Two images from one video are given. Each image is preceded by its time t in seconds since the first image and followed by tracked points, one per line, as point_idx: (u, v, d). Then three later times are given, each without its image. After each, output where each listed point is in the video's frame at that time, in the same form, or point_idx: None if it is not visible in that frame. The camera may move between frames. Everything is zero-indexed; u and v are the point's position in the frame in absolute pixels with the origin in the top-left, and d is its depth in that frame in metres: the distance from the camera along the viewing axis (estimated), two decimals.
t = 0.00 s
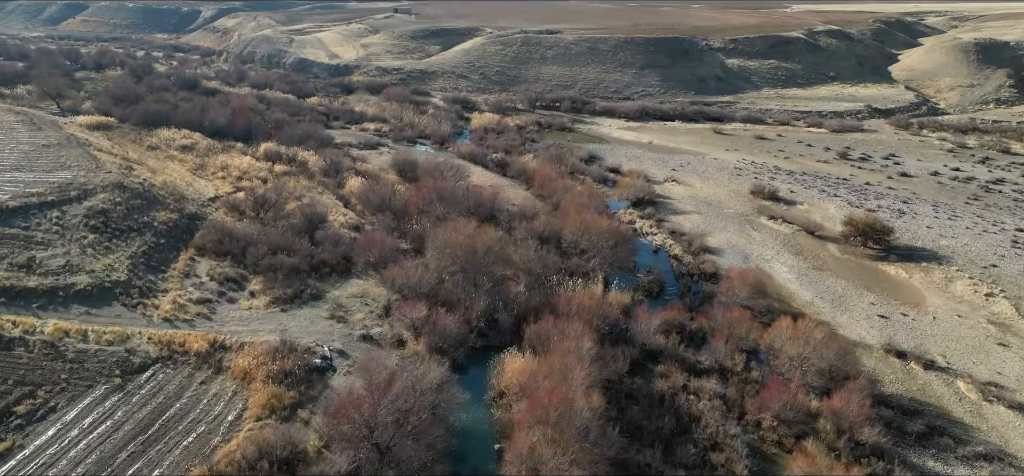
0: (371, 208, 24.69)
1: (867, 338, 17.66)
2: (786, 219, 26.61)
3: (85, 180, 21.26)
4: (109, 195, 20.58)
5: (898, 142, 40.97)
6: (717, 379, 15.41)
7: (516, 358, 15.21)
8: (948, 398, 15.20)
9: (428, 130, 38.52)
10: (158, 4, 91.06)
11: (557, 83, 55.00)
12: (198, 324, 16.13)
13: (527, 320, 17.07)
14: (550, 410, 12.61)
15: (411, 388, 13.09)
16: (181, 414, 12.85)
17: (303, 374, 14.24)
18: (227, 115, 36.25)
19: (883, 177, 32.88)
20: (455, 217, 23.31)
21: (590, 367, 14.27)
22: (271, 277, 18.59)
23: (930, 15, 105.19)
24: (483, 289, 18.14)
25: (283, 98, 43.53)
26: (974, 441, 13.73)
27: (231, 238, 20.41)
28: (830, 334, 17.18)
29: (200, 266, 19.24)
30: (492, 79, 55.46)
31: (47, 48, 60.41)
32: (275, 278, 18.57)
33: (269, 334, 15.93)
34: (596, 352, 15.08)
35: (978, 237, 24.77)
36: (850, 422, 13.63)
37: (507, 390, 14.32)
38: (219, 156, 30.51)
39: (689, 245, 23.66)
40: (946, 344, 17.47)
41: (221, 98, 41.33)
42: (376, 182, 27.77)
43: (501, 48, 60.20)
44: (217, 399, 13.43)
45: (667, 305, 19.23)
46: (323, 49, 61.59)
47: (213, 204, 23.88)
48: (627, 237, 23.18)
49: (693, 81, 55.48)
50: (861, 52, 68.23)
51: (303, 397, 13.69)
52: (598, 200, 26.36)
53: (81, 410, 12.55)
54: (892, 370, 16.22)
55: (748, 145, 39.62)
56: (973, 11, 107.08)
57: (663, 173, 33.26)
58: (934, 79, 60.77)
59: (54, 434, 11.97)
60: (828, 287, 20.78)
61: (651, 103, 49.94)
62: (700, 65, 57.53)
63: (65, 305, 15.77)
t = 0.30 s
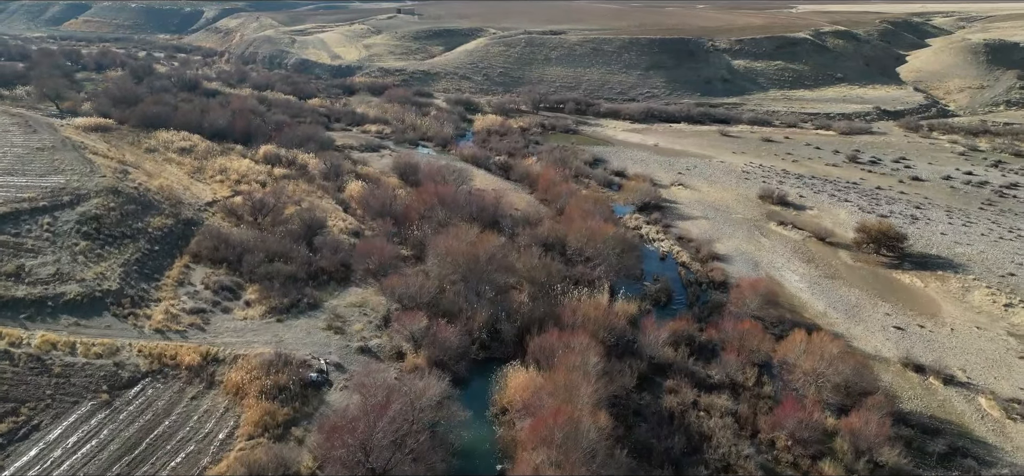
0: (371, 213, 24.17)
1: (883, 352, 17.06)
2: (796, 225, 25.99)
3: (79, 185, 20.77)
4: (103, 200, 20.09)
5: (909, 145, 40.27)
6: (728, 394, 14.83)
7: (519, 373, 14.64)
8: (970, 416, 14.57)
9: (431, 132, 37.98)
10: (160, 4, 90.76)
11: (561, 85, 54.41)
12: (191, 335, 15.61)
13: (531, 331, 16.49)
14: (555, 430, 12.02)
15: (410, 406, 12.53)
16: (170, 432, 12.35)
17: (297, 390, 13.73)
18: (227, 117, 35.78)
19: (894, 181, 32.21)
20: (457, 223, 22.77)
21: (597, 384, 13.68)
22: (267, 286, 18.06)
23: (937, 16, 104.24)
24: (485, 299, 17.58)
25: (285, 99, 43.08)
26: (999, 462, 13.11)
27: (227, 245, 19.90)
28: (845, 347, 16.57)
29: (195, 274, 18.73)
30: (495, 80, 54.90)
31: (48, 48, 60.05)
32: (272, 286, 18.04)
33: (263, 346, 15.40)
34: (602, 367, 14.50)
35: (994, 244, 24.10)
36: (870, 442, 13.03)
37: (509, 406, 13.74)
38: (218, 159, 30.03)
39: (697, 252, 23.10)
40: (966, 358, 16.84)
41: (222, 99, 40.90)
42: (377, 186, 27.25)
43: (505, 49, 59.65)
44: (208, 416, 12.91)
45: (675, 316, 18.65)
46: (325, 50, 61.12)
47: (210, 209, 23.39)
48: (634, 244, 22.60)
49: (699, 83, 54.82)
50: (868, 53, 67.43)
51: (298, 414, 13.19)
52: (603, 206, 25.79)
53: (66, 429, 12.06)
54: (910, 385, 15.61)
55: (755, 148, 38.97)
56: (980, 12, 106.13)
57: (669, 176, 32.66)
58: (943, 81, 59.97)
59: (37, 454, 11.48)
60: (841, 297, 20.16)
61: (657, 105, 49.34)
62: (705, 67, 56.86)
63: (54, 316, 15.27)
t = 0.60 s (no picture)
0: (371, 218, 23.64)
1: (900, 366, 16.43)
2: (807, 231, 25.36)
3: (72, 189, 20.28)
4: (96, 205, 19.59)
5: (919, 148, 39.54)
6: (740, 411, 14.24)
7: (522, 388, 14.07)
8: (993, 435, 13.94)
9: (433, 134, 37.46)
10: (163, 4, 90.44)
11: (565, 86, 53.83)
12: (182, 347, 15.09)
13: (534, 343, 15.93)
14: (560, 452, 11.44)
15: (408, 428, 12.10)
16: (157, 452, 11.86)
17: (292, 406, 13.21)
18: (227, 118, 35.30)
19: (906, 185, 31.53)
20: (459, 229, 22.23)
21: (604, 402, 13.16)
22: (263, 294, 17.51)
23: (944, 16, 103.23)
24: (487, 310, 17.03)
25: (285, 101, 42.60)
26: None
27: (223, 252, 19.38)
28: (861, 361, 15.93)
29: (189, 282, 18.21)
30: (499, 81, 54.34)
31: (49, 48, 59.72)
32: (267, 295, 17.50)
33: (257, 359, 14.87)
34: (609, 383, 13.97)
35: (1011, 251, 23.41)
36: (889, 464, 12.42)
37: (512, 425, 13.17)
38: (217, 162, 29.55)
39: (705, 259, 22.52)
40: (986, 372, 16.21)
41: (222, 100, 40.43)
42: (378, 190, 26.74)
43: (508, 49, 59.10)
44: (197, 434, 12.39)
45: (683, 326, 18.07)
46: (327, 51, 60.64)
47: (207, 214, 22.89)
48: (640, 250, 22.02)
49: (705, 84, 54.15)
50: (876, 54, 66.64)
51: (292, 432, 12.66)
52: (609, 211, 25.19)
53: (49, 448, 11.60)
54: (930, 402, 14.98)
55: (763, 150, 38.33)
56: (989, 12, 105.06)
57: (675, 180, 32.05)
58: (953, 82, 59.15)
59: None
60: (854, 307, 19.54)
61: (662, 107, 48.70)
62: (711, 67, 56.18)
63: (41, 326, 14.78)
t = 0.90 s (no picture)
0: (371, 223, 23.10)
1: (919, 381, 15.81)
2: (818, 238, 24.74)
3: (64, 194, 19.79)
4: (89, 211, 19.08)
5: (930, 152, 38.82)
6: (753, 430, 13.64)
7: (526, 405, 13.50)
8: (1019, 455, 13.31)
9: (435, 136, 36.93)
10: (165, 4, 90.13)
11: (569, 87, 53.23)
12: (173, 359, 14.56)
13: (538, 356, 15.35)
14: None
15: (406, 452, 11.64)
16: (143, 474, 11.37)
17: (285, 424, 12.69)
18: (227, 120, 34.83)
19: (918, 190, 30.85)
20: (461, 236, 21.69)
21: (612, 422, 12.63)
22: (258, 304, 16.96)
23: (952, 16, 102.12)
24: (490, 321, 16.47)
25: (287, 102, 42.14)
26: None
27: (219, 259, 18.86)
28: (878, 376, 15.32)
29: (183, 290, 17.68)
30: (502, 82, 53.79)
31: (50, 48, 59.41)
32: (263, 305, 16.94)
33: (251, 373, 14.34)
34: (617, 401, 13.43)
35: None
36: None
37: (516, 444, 12.61)
38: (215, 165, 29.06)
39: (714, 267, 21.93)
40: (1009, 388, 15.56)
41: (222, 102, 40.00)
42: (379, 194, 26.22)
43: (512, 50, 58.52)
44: (186, 455, 11.89)
45: (693, 338, 17.48)
46: (329, 51, 60.18)
47: (204, 218, 22.39)
48: (647, 258, 21.41)
49: (711, 85, 53.48)
50: (884, 55, 65.82)
51: (285, 451, 12.17)
52: (614, 216, 24.60)
53: (31, 471, 11.11)
54: (952, 420, 14.35)
55: (771, 153, 37.67)
56: (997, 12, 103.90)
57: (682, 184, 31.45)
58: (963, 83, 58.31)
59: None
60: (869, 317, 18.92)
61: (667, 108, 48.08)
62: (717, 68, 55.48)
63: (28, 338, 14.28)
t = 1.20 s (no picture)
0: (371, 228, 22.58)
1: (938, 398, 15.18)
2: (829, 244, 24.12)
3: (57, 199, 19.33)
4: (81, 217, 18.60)
5: (942, 155, 38.10)
6: (767, 450, 13.05)
7: (530, 423, 12.95)
8: None
9: (438, 139, 36.42)
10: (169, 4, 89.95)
11: (573, 89, 52.64)
12: (164, 373, 14.04)
13: (542, 369, 14.81)
14: None
15: (403, 473, 11.14)
16: None
17: (278, 443, 12.17)
18: (226, 123, 34.37)
19: (930, 194, 30.17)
20: (463, 243, 21.16)
21: (619, 444, 12.10)
22: (253, 314, 16.43)
23: (959, 17, 101.07)
24: (491, 332, 15.92)
25: (288, 103, 41.69)
26: None
27: (214, 266, 18.35)
28: (897, 393, 14.71)
29: (177, 299, 17.17)
30: (506, 84, 53.24)
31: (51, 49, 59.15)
32: (258, 315, 16.41)
33: (244, 387, 13.81)
34: (624, 420, 12.89)
35: None
36: None
37: (518, 465, 12.07)
38: (214, 168, 28.60)
39: (722, 275, 21.35)
40: None
41: (223, 103, 39.57)
42: (380, 199, 25.72)
43: (516, 51, 57.95)
44: None
45: (702, 350, 16.91)
46: (331, 52, 59.75)
47: (200, 224, 21.90)
48: (654, 265, 20.84)
49: (717, 86, 52.81)
50: (891, 56, 65.02)
51: (277, 472, 11.68)
52: (620, 222, 24.01)
53: None
54: (975, 440, 13.71)
55: (779, 156, 37.04)
56: (1006, 12, 102.81)
57: (689, 188, 30.85)
58: (972, 85, 57.48)
59: None
60: (885, 329, 18.29)
61: (673, 110, 47.46)
62: (724, 70, 54.80)
63: (14, 350, 13.81)
